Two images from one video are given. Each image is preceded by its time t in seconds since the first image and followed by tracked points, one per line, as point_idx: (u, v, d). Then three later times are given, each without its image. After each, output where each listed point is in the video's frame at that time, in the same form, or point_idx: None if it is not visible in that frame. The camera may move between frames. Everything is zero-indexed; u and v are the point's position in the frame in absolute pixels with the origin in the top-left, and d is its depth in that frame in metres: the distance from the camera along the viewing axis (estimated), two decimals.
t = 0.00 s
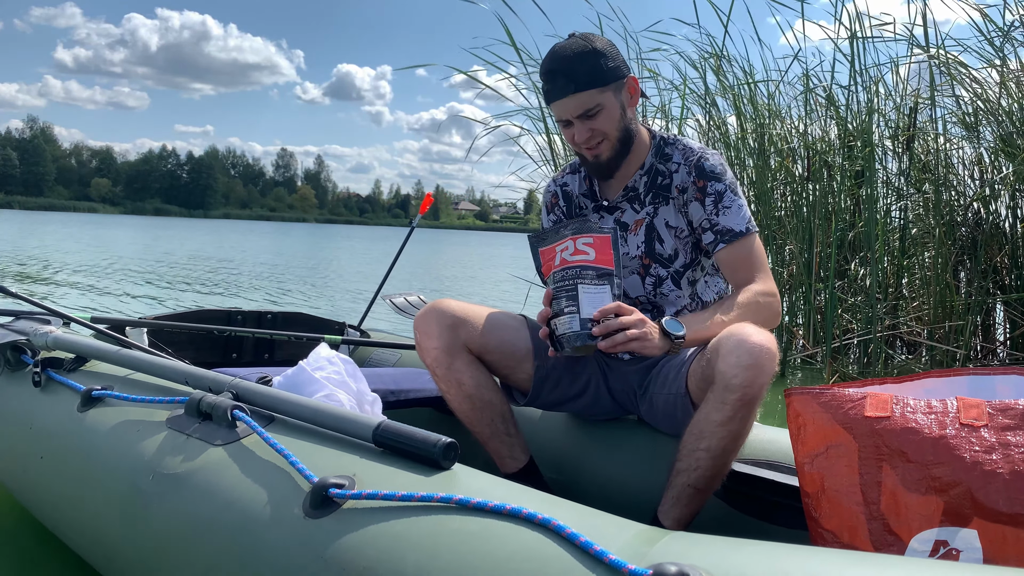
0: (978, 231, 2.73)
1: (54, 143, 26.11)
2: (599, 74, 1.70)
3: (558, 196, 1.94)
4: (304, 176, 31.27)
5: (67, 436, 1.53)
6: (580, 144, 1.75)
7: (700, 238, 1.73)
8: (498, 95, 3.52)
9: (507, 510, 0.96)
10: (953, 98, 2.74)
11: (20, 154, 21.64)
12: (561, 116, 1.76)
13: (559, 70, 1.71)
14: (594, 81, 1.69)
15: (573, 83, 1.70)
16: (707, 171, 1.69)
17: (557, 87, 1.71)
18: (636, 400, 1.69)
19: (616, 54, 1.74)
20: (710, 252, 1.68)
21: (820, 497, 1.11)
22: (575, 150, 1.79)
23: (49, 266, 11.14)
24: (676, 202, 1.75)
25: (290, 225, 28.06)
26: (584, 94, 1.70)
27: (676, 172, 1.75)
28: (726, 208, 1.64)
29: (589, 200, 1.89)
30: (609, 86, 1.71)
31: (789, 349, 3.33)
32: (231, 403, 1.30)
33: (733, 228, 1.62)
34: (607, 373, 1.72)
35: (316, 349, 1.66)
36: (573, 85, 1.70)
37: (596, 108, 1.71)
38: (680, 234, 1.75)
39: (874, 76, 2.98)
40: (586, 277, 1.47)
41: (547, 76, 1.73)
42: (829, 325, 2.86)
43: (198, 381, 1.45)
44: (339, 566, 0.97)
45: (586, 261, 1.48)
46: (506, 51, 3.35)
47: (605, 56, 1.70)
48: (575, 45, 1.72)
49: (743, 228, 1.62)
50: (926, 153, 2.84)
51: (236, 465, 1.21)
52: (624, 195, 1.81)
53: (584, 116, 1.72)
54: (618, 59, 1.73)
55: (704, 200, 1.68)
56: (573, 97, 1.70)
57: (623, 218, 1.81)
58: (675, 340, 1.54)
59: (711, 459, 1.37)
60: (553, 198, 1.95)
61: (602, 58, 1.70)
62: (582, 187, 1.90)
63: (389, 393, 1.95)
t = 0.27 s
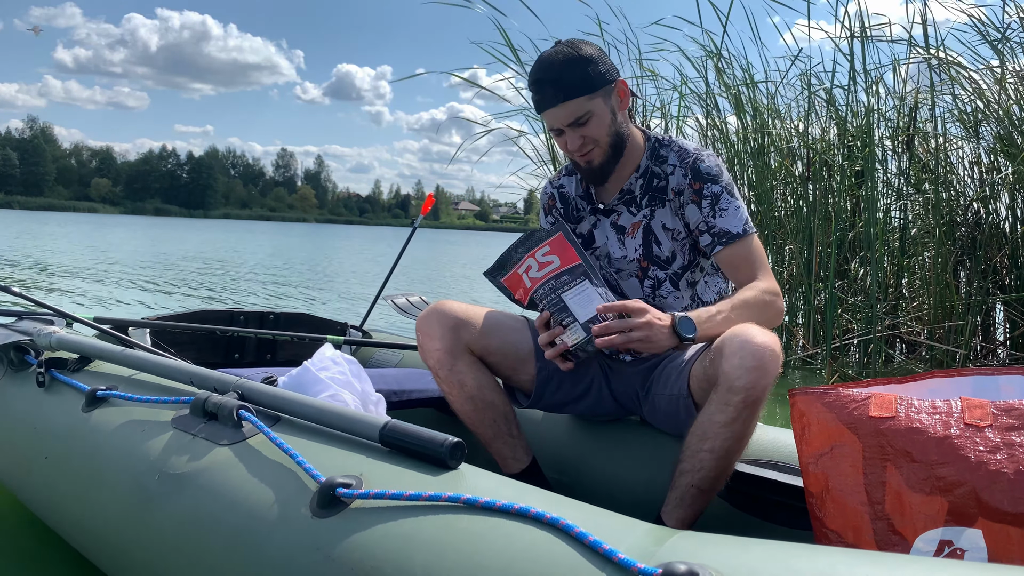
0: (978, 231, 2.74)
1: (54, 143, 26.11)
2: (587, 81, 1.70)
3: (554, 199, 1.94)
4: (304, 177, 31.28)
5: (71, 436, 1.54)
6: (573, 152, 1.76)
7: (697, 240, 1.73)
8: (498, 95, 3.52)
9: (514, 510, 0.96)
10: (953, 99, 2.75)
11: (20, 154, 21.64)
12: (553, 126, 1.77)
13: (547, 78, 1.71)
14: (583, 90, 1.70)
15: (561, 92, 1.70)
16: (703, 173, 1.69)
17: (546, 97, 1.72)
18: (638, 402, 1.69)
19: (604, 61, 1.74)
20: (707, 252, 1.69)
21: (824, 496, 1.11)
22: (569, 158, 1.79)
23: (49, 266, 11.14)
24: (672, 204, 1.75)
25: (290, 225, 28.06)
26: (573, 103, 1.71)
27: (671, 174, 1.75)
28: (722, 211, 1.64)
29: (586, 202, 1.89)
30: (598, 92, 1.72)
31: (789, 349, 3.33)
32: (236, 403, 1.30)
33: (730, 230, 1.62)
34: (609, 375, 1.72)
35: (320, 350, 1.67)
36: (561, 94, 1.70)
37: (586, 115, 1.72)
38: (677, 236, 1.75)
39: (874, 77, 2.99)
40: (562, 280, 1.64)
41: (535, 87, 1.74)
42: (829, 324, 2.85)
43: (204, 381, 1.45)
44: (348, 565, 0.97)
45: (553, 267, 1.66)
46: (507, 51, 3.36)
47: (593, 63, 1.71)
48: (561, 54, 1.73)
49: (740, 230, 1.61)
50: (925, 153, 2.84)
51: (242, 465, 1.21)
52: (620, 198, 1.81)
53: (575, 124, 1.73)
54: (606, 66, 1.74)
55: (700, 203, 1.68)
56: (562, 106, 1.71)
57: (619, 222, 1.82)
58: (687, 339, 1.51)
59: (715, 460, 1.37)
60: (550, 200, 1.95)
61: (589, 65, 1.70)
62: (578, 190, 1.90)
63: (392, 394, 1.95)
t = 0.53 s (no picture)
0: (978, 231, 2.74)
1: (53, 143, 26.08)
2: (572, 87, 1.68)
3: (554, 198, 1.94)
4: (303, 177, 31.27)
5: (73, 438, 1.54)
6: (564, 156, 1.75)
7: (695, 233, 1.73)
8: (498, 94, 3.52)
9: (518, 513, 0.96)
10: (952, 99, 2.74)
11: (19, 154, 21.63)
12: (541, 132, 1.75)
13: (533, 86, 1.69)
14: (567, 95, 1.68)
15: (545, 99, 1.68)
16: (698, 166, 1.70)
17: (531, 104, 1.70)
18: (640, 402, 1.68)
19: (590, 64, 1.72)
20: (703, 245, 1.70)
21: (826, 497, 1.11)
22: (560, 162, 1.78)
23: (48, 266, 11.13)
24: (669, 199, 1.75)
25: (290, 225, 28.05)
26: (558, 109, 1.68)
27: (667, 170, 1.75)
28: (719, 203, 1.65)
29: (585, 201, 1.88)
30: (583, 98, 1.70)
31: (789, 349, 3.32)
32: (238, 405, 1.30)
33: (726, 224, 1.63)
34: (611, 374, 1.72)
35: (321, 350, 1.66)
36: (545, 102, 1.68)
37: (572, 120, 1.70)
38: (675, 231, 1.75)
39: (873, 76, 2.98)
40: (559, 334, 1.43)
41: (521, 95, 1.72)
42: (829, 324, 2.84)
43: (205, 383, 1.45)
44: (351, 569, 0.97)
45: (535, 325, 1.44)
46: (506, 51, 3.36)
47: (578, 68, 1.69)
48: (546, 60, 1.71)
49: (735, 223, 1.62)
50: (925, 152, 2.85)
51: (245, 467, 1.21)
52: (617, 196, 1.81)
53: (562, 130, 1.71)
54: (592, 69, 1.72)
55: (696, 196, 1.69)
56: (548, 113, 1.69)
57: (617, 219, 1.82)
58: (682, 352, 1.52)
59: (722, 461, 1.37)
60: (549, 200, 1.95)
61: (572, 70, 1.68)
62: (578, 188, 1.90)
63: (393, 394, 1.95)
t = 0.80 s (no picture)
0: (978, 232, 2.75)
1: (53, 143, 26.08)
2: (570, 88, 1.68)
3: (556, 197, 1.95)
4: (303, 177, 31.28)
5: (76, 437, 1.54)
6: (564, 157, 1.75)
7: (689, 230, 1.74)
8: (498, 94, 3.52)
9: (522, 512, 0.96)
10: (951, 100, 2.75)
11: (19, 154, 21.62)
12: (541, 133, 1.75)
13: (530, 88, 1.69)
14: (566, 96, 1.67)
15: (544, 101, 1.68)
16: (692, 162, 1.70)
17: (530, 106, 1.70)
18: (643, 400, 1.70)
19: (588, 65, 1.71)
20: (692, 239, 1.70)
21: (830, 496, 1.12)
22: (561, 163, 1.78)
23: (48, 266, 11.12)
24: (666, 197, 1.75)
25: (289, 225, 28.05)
26: (557, 110, 1.68)
27: (664, 167, 1.75)
28: (708, 198, 1.65)
29: (587, 201, 1.89)
30: (582, 99, 1.69)
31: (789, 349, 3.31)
32: (241, 405, 1.30)
33: (712, 219, 1.63)
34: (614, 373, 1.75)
35: (324, 350, 1.67)
36: (544, 103, 1.68)
37: (572, 122, 1.69)
38: (671, 229, 1.75)
39: (873, 76, 2.99)
40: (527, 408, 1.39)
41: (520, 97, 1.72)
42: (829, 324, 2.83)
43: (207, 383, 1.45)
44: (355, 568, 0.98)
45: (500, 413, 1.41)
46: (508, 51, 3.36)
47: (576, 70, 1.68)
48: (544, 61, 1.71)
49: (722, 220, 1.62)
50: (924, 152, 2.86)
51: (249, 467, 1.21)
52: (617, 195, 1.82)
53: (560, 132, 1.71)
54: (591, 70, 1.71)
55: (688, 190, 1.69)
56: (547, 115, 1.69)
57: (617, 219, 1.83)
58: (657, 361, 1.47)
59: (724, 460, 1.37)
60: (552, 199, 1.95)
61: (571, 72, 1.68)
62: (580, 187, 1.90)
63: (395, 394, 1.95)
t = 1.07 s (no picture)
0: (978, 232, 2.76)
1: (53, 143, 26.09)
2: (572, 92, 1.66)
3: (560, 198, 1.96)
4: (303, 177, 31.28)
5: (79, 436, 1.54)
6: (567, 160, 1.75)
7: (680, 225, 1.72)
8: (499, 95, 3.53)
9: (525, 510, 0.97)
10: (951, 100, 2.75)
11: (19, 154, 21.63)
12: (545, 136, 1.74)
13: (533, 92, 1.69)
14: (568, 100, 1.66)
15: (546, 105, 1.67)
16: (680, 158, 1.70)
17: (532, 109, 1.69)
18: (645, 400, 1.71)
19: (591, 66, 1.70)
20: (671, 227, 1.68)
21: (832, 496, 1.12)
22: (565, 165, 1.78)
23: (49, 266, 11.13)
24: (661, 195, 1.75)
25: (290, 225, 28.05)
26: (560, 114, 1.67)
27: (661, 164, 1.75)
28: (690, 186, 1.64)
29: (591, 203, 1.90)
30: (584, 103, 1.68)
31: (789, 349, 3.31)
32: (244, 404, 1.31)
33: (688, 205, 1.62)
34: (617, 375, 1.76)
35: (326, 349, 1.67)
36: (546, 107, 1.67)
37: (574, 125, 1.68)
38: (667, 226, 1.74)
39: (873, 76, 2.99)
40: (497, 456, 1.39)
41: (523, 100, 1.72)
42: (828, 324, 2.83)
43: (211, 381, 1.45)
44: (356, 566, 0.98)
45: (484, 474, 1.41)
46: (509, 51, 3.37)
47: (578, 73, 1.67)
48: (546, 64, 1.70)
49: (697, 205, 1.61)
50: (924, 152, 2.87)
51: (252, 465, 1.22)
52: (619, 196, 1.82)
53: (563, 135, 1.70)
54: (594, 72, 1.70)
55: (673, 182, 1.69)
56: (549, 118, 1.68)
57: (619, 219, 1.83)
58: (584, 354, 1.49)
59: (724, 460, 1.37)
60: (556, 200, 1.96)
61: (573, 75, 1.67)
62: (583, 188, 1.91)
63: (397, 393, 1.96)
